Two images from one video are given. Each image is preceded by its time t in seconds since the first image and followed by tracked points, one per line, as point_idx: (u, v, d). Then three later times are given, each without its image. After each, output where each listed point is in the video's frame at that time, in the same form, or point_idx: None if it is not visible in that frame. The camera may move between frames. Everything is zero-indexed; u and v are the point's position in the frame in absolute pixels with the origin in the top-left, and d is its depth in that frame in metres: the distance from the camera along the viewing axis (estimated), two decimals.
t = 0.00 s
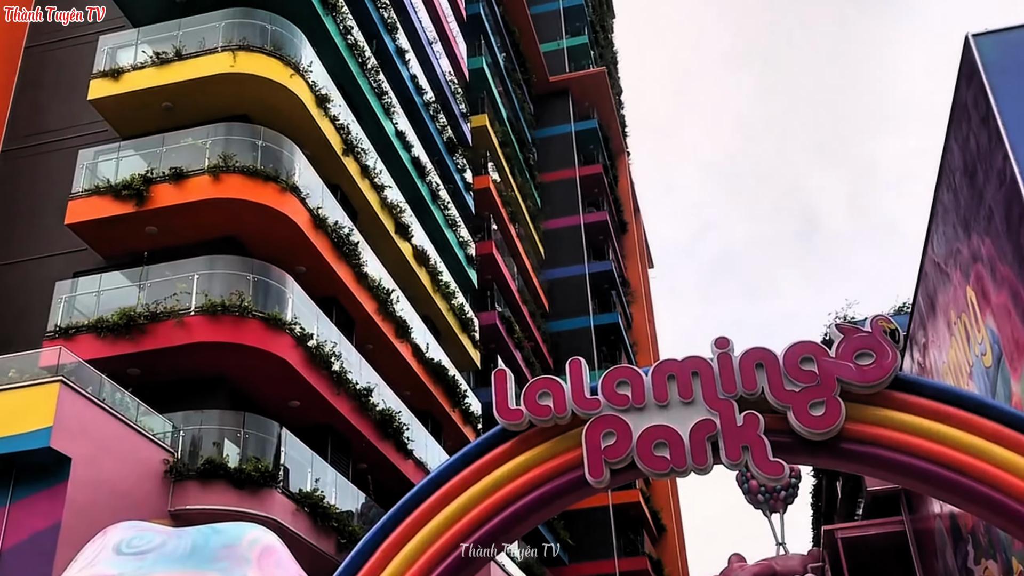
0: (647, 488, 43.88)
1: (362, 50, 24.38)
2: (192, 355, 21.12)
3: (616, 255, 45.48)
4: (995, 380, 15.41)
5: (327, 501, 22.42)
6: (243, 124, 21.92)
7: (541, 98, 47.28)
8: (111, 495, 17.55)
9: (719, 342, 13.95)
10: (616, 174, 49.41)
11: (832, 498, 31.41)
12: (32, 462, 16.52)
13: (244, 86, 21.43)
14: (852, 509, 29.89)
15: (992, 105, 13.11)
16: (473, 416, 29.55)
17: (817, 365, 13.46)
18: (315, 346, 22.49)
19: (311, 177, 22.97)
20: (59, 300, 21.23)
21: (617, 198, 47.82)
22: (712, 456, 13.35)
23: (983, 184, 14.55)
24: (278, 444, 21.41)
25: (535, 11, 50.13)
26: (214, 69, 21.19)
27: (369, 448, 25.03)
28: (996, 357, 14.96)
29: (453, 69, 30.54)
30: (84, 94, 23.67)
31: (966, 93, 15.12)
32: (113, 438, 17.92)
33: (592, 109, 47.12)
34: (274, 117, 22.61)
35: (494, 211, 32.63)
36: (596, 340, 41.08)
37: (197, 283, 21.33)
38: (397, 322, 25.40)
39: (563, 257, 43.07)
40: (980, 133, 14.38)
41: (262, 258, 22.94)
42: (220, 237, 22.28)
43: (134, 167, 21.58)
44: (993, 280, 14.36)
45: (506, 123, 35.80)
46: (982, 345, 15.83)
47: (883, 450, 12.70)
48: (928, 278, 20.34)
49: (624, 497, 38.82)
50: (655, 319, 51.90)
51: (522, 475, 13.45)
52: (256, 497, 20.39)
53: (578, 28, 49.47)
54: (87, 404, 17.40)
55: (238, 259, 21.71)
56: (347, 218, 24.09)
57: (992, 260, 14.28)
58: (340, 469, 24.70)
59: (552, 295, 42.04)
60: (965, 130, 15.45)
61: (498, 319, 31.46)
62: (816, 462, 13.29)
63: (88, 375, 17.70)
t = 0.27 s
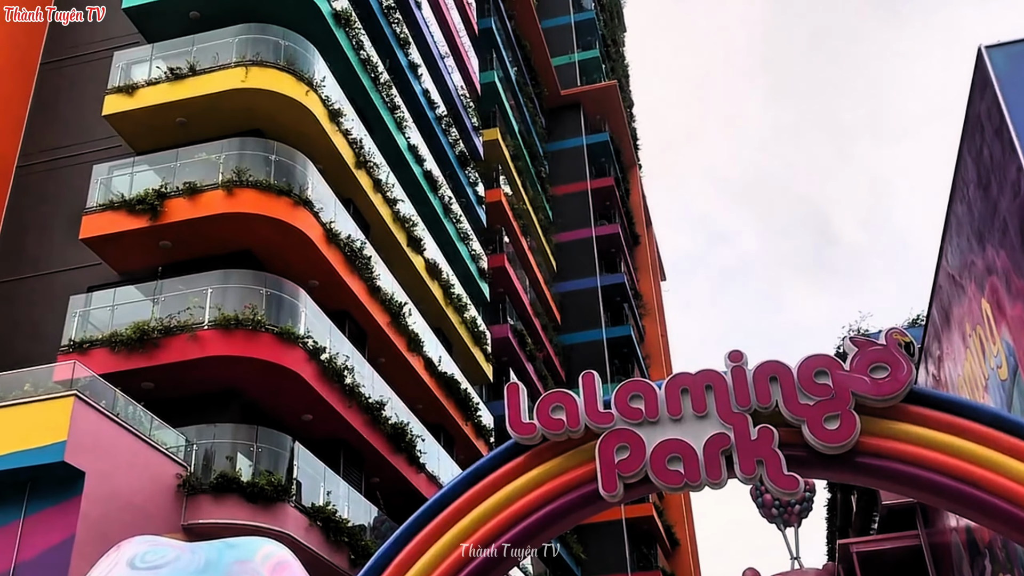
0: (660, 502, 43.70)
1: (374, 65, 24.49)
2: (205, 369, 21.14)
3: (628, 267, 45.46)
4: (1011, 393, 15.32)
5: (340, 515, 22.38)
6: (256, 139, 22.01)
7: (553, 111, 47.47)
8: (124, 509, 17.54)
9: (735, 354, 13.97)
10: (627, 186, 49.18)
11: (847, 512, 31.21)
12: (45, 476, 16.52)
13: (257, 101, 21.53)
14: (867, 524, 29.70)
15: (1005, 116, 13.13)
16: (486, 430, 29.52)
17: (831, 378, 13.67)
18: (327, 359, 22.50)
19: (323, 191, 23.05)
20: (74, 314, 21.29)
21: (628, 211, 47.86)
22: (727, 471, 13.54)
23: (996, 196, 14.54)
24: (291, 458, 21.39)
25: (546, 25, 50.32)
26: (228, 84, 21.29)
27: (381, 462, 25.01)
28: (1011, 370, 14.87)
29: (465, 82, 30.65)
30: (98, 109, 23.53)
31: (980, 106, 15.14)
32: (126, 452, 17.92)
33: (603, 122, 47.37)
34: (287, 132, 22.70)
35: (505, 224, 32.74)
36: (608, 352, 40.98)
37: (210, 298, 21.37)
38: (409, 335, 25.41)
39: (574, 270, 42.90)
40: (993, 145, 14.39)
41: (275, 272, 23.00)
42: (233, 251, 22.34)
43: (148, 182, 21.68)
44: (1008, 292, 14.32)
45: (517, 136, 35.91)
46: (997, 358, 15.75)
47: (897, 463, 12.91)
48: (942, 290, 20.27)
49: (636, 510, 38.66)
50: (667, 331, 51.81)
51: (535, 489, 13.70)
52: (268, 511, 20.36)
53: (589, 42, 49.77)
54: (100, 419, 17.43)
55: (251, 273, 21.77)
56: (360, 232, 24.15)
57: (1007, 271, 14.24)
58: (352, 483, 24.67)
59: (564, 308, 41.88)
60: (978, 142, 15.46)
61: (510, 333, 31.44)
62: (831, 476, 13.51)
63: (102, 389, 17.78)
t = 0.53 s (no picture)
0: (673, 516, 43.49)
1: (387, 79, 24.58)
2: (219, 382, 21.14)
3: (640, 280, 45.42)
4: None
5: (353, 529, 22.34)
6: (270, 153, 22.09)
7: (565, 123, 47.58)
8: (137, 522, 17.52)
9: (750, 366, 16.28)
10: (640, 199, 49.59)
11: (863, 526, 31.05)
12: (58, 489, 16.51)
13: (271, 117, 21.64)
14: (882, 537, 29.53)
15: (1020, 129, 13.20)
16: (499, 443, 29.48)
17: (846, 392, 15.42)
18: (341, 373, 22.48)
19: (337, 205, 23.12)
20: (88, 329, 21.34)
21: (640, 224, 47.87)
22: (741, 484, 15.32)
23: (1011, 207, 14.57)
24: (304, 472, 21.36)
25: (558, 38, 50.45)
26: (242, 99, 21.39)
27: (394, 475, 24.98)
28: None
29: (478, 97, 30.73)
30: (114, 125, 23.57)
31: (994, 118, 15.20)
32: (140, 465, 17.91)
33: (615, 135, 47.51)
34: (300, 146, 22.78)
35: (518, 236, 32.79)
36: (620, 365, 40.88)
37: (224, 311, 21.40)
38: (422, 349, 25.42)
39: (587, 283, 42.87)
40: (1008, 157, 14.44)
41: (288, 286, 23.04)
42: (247, 265, 22.40)
43: (163, 197, 21.77)
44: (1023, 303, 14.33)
45: (529, 149, 35.98)
46: (1014, 371, 15.71)
47: (916, 476, 14.63)
48: (958, 302, 20.18)
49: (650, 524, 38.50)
50: (680, 344, 51.68)
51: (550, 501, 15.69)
52: (280, 525, 20.32)
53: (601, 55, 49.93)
54: (114, 432, 17.44)
55: (264, 287, 21.80)
56: (373, 246, 24.20)
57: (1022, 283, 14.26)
58: (365, 496, 24.62)
59: (577, 322, 41.78)
60: (992, 154, 15.49)
61: (523, 346, 31.40)
62: (846, 490, 15.30)
63: (115, 403, 17.79)
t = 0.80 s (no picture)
0: (687, 530, 43.26)
1: (400, 95, 24.69)
2: (233, 397, 21.18)
3: (653, 293, 45.40)
4: None
5: (367, 543, 22.30)
6: (283, 168, 22.18)
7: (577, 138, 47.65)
8: (152, 537, 17.52)
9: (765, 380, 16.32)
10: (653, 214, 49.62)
11: (878, 539, 30.83)
12: (74, 504, 16.53)
13: (285, 132, 21.75)
14: (898, 551, 29.31)
15: None
16: (512, 457, 29.43)
17: (862, 405, 15.38)
18: (354, 387, 22.49)
19: (350, 220, 23.19)
20: (103, 343, 21.39)
21: (653, 237, 47.87)
22: (756, 499, 15.28)
23: None
24: (318, 486, 21.32)
25: (569, 53, 50.60)
26: (256, 115, 21.50)
27: (407, 489, 24.95)
28: None
29: (490, 111, 30.82)
30: (128, 141, 23.59)
31: (1009, 130, 15.19)
32: (154, 480, 17.93)
33: (627, 148, 47.65)
34: (314, 161, 22.88)
35: (530, 250, 32.83)
36: (633, 379, 40.77)
37: (238, 326, 21.45)
38: (435, 362, 25.42)
39: (599, 298, 42.75)
40: None
41: (302, 300, 23.10)
42: (261, 280, 22.47)
43: (177, 212, 21.87)
44: None
45: (541, 163, 36.06)
46: None
47: (932, 490, 14.58)
48: (973, 313, 20.10)
49: (665, 539, 38.30)
50: (693, 358, 51.52)
51: (563, 516, 15.67)
52: (295, 539, 20.29)
53: (612, 69, 50.10)
54: (129, 447, 17.48)
55: (278, 301, 21.85)
56: (386, 260, 24.25)
57: None
58: (379, 511, 24.60)
59: (589, 335, 41.72)
60: (1007, 166, 15.48)
61: (536, 359, 31.37)
62: (861, 504, 15.24)
63: (130, 418, 17.82)
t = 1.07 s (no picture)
0: (701, 546, 42.99)
1: (413, 111, 24.81)
2: (247, 412, 21.20)
3: (666, 307, 45.43)
4: None
5: (380, 559, 22.25)
6: (297, 185, 22.26)
7: (589, 152, 47.77)
8: (167, 553, 17.52)
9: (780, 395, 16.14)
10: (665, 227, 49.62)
11: (895, 555, 30.58)
12: (89, 520, 16.56)
13: (299, 149, 21.85)
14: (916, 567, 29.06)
15: None
16: (525, 472, 29.37)
17: (877, 419, 15.29)
18: (368, 402, 22.49)
19: (364, 236, 23.26)
20: (118, 360, 21.44)
21: (665, 251, 47.89)
22: (772, 514, 15.21)
23: None
24: (332, 501, 21.29)
25: (580, 67, 50.77)
26: (271, 131, 21.61)
27: (421, 505, 24.91)
28: None
29: (503, 127, 30.91)
30: (143, 159, 23.61)
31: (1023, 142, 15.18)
32: (169, 496, 17.95)
33: (639, 163, 47.89)
34: (328, 177, 22.98)
35: (542, 265, 32.86)
36: (646, 393, 40.67)
37: (252, 341, 21.49)
38: (448, 378, 25.43)
39: (611, 311, 42.93)
40: None
41: (316, 315, 23.16)
42: (276, 295, 22.54)
43: (192, 229, 21.97)
44: None
45: (554, 178, 36.16)
46: None
47: (950, 505, 14.49)
48: (988, 324, 19.99)
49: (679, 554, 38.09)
50: (706, 372, 51.36)
51: (577, 531, 15.64)
52: (309, 554, 20.26)
53: (624, 84, 50.31)
54: (145, 462, 17.53)
55: (292, 317, 21.89)
56: (399, 275, 24.30)
57: None
58: (393, 526, 24.56)
59: (602, 350, 41.66)
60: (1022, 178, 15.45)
61: (549, 374, 31.34)
62: (878, 519, 15.16)
63: (146, 434, 17.93)
